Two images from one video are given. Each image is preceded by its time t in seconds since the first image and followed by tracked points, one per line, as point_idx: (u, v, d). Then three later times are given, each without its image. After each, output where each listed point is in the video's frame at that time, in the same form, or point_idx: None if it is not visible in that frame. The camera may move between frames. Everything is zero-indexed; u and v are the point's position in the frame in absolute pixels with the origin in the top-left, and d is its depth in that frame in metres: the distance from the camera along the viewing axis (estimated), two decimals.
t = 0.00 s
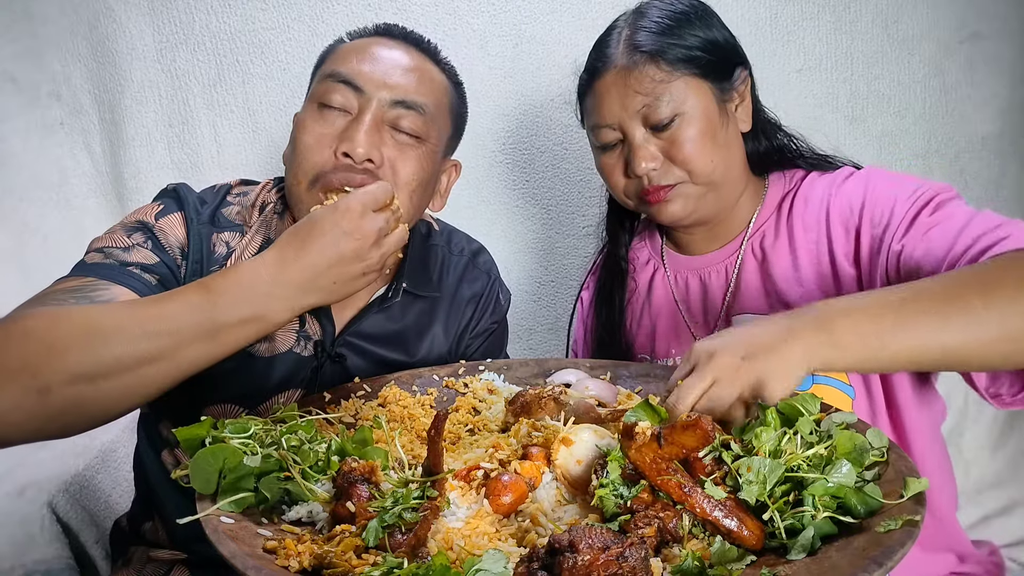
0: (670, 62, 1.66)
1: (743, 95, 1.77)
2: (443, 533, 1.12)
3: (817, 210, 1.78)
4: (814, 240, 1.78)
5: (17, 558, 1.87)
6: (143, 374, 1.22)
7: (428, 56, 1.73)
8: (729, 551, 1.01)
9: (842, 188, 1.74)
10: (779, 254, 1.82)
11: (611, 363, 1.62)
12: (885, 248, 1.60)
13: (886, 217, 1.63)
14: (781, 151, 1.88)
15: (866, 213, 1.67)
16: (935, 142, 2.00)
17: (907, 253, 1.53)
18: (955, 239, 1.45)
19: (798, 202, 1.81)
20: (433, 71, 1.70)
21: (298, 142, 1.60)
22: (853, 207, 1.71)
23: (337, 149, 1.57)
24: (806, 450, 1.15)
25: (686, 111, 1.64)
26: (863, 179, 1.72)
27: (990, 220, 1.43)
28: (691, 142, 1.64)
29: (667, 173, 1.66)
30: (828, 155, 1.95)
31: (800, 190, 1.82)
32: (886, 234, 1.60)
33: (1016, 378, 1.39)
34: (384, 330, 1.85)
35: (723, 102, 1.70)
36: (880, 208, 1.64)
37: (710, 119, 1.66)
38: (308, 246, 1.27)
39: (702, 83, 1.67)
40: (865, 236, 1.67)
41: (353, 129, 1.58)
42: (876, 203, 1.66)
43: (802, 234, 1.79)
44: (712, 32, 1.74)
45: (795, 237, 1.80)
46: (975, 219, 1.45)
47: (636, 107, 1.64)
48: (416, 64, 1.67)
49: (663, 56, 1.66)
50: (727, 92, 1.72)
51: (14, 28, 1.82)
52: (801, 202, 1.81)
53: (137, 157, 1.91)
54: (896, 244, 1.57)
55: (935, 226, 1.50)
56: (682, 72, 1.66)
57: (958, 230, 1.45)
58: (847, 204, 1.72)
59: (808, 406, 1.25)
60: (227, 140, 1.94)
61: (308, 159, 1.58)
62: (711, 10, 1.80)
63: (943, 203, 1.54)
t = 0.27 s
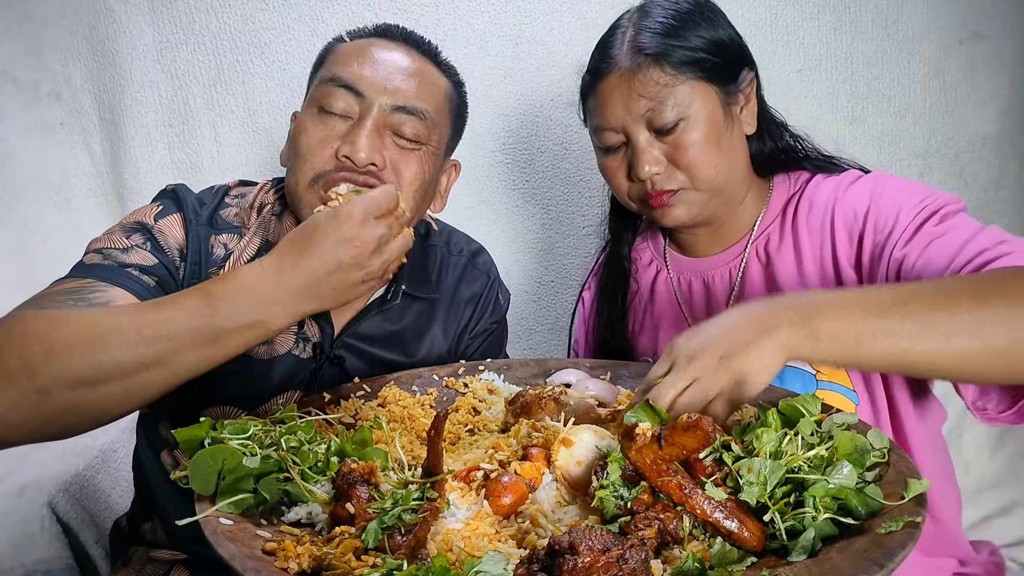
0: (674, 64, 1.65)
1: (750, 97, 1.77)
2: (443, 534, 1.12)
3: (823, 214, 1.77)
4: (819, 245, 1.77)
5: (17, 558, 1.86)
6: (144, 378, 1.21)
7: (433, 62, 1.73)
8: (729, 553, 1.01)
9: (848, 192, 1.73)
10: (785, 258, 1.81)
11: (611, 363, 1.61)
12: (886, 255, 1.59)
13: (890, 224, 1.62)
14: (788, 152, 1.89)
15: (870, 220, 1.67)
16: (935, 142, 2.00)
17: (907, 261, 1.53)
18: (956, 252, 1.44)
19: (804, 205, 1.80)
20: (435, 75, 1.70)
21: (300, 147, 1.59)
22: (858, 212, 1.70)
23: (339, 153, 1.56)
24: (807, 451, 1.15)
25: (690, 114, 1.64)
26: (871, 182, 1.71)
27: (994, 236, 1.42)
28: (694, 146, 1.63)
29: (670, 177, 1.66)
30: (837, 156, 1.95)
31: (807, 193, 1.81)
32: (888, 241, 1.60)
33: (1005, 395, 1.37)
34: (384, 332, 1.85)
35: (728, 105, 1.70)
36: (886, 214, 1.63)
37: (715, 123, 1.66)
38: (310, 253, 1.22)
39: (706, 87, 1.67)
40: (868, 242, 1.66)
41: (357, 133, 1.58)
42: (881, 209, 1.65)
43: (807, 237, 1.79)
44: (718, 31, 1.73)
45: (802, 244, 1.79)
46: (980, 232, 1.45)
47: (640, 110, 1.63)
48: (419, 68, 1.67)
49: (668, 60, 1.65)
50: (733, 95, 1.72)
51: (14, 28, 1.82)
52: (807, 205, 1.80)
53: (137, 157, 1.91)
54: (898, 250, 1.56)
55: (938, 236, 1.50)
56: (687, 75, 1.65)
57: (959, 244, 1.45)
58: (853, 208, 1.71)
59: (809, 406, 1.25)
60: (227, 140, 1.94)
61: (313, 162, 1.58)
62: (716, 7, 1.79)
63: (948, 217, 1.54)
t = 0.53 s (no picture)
0: (675, 67, 1.65)
1: (751, 98, 1.77)
2: (443, 533, 1.12)
3: (823, 215, 1.76)
4: (820, 245, 1.77)
5: (17, 558, 1.84)
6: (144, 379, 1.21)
7: (426, 56, 1.71)
8: (729, 552, 1.01)
9: (848, 194, 1.72)
10: (785, 260, 1.81)
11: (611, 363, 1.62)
12: (890, 257, 1.59)
13: (892, 224, 1.61)
14: (788, 153, 1.89)
15: (872, 220, 1.65)
16: (935, 141, 2.00)
17: (912, 263, 1.53)
18: (961, 250, 1.44)
19: (804, 206, 1.80)
20: (434, 70, 1.68)
21: (318, 156, 1.60)
22: (859, 213, 1.69)
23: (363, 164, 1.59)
24: (806, 451, 1.15)
25: (690, 117, 1.63)
26: (871, 183, 1.70)
27: (997, 235, 1.42)
28: (693, 149, 1.63)
29: (669, 180, 1.66)
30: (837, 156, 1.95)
31: (806, 194, 1.81)
32: (891, 243, 1.59)
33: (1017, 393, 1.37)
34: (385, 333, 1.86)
35: (729, 107, 1.70)
36: (888, 214, 1.62)
37: (714, 125, 1.66)
38: (271, 293, 1.09)
39: (706, 89, 1.67)
40: (871, 243, 1.65)
41: (379, 144, 1.60)
42: (882, 209, 1.64)
43: (808, 238, 1.78)
44: (718, 32, 1.73)
45: (801, 245, 1.79)
46: (982, 230, 1.45)
47: (640, 113, 1.63)
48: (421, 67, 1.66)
49: (668, 63, 1.65)
50: (733, 96, 1.72)
51: (14, 29, 1.82)
52: (807, 206, 1.80)
53: (137, 157, 1.91)
54: (902, 252, 1.55)
55: (941, 236, 1.49)
56: (687, 78, 1.65)
57: (962, 246, 1.44)
58: (854, 209, 1.70)
59: (809, 406, 1.25)
60: (227, 140, 1.96)
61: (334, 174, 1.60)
62: (716, 7, 1.79)
63: (949, 215, 1.53)
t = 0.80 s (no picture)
0: (674, 66, 1.65)
1: (746, 97, 1.77)
2: (443, 533, 1.12)
3: (826, 213, 1.78)
4: (822, 244, 1.78)
5: (16, 558, 1.87)
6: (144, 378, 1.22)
7: (425, 56, 1.72)
8: (729, 552, 1.01)
9: (851, 190, 1.75)
10: (785, 259, 1.82)
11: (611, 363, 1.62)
12: (906, 250, 1.61)
13: (903, 218, 1.64)
14: (785, 152, 1.88)
15: (882, 215, 1.68)
16: (935, 141, 2.00)
17: (933, 252, 1.56)
18: (981, 238, 1.48)
19: (804, 205, 1.81)
20: (434, 71, 1.69)
21: (322, 162, 1.61)
22: (866, 209, 1.73)
23: (370, 168, 1.61)
24: (806, 451, 1.15)
25: (688, 117, 1.64)
26: (874, 180, 1.74)
27: (1013, 218, 1.47)
28: (691, 149, 1.64)
29: (667, 181, 1.66)
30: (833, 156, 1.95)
31: (805, 193, 1.82)
32: (905, 236, 1.62)
33: None
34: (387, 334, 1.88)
35: (724, 107, 1.70)
36: (897, 209, 1.66)
37: (711, 126, 1.66)
38: (308, 313, 1.12)
39: (703, 89, 1.66)
40: (883, 238, 1.68)
41: (383, 148, 1.62)
42: (891, 203, 1.68)
43: (810, 236, 1.79)
44: (713, 33, 1.73)
45: (802, 242, 1.80)
46: (994, 216, 1.49)
47: (636, 113, 1.63)
48: (420, 68, 1.66)
49: (664, 63, 1.65)
50: (729, 97, 1.72)
51: (14, 30, 1.83)
52: (806, 205, 1.81)
53: (137, 157, 1.92)
54: (920, 244, 1.58)
55: (958, 224, 1.53)
56: (683, 78, 1.65)
57: (983, 230, 1.48)
58: (859, 205, 1.73)
59: (808, 406, 1.24)
60: (227, 140, 1.95)
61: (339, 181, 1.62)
62: (711, 7, 1.79)
63: (960, 203, 1.57)
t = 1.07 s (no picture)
0: (678, 60, 1.65)
1: (752, 95, 1.77)
2: (444, 532, 1.12)
3: (827, 214, 1.77)
4: (823, 244, 1.77)
5: (16, 557, 1.85)
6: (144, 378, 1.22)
7: (439, 61, 1.72)
8: (729, 551, 1.01)
9: (851, 191, 1.74)
10: (789, 259, 1.81)
11: (611, 363, 1.62)
12: (897, 250, 1.60)
13: (895, 217, 1.62)
14: (791, 152, 1.89)
15: (875, 215, 1.67)
16: (935, 141, 2.01)
17: (921, 252, 1.54)
18: (969, 236, 1.46)
19: (807, 205, 1.81)
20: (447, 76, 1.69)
21: (334, 162, 1.61)
22: (862, 208, 1.71)
23: (382, 171, 1.60)
24: (806, 450, 1.15)
25: (693, 111, 1.64)
26: (872, 180, 1.72)
27: (1002, 218, 1.44)
28: (697, 143, 1.63)
29: (673, 177, 1.66)
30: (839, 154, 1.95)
31: (810, 193, 1.82)
32: (897, 236, 1.60)
33: None
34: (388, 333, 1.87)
35: (732, 103, 1.70)
36: (890, 208, 1.64)
37: (717, 121, 1.66)
38: (327, 309, 1.09)
39: (710, 84, 1.67)
40: (876, 238, 1.66)
41: (396, 151, 1.62)
42: (885, 203, 1.66)
43: (811, 237, 1.79)
44: (722, 30, 1.73)
45: (804, 243, 1.79)
46: (986, 216, 1.47)
47: (643, 108, 1.63)
48: (433, 72, 1.66)
49: (674, 58, 1.65)
50: (736, 93, 1.72)
51: (13, 29, 1.82)
52: (810, 205, 1.80)
53: (137, 157, 1.92)
54: (910, 243, 1.56)
55: (946, 224, 1.51)
56: (690, 72, 1.65)
57: (968, 230, 1.46)
58: (857, 206, 1.72)
59: (808, 406, 1.24)
60: (227, 140, 1.96)
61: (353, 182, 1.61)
62: (721, 5, 1.80)
63: (953, 203, 1.55)
